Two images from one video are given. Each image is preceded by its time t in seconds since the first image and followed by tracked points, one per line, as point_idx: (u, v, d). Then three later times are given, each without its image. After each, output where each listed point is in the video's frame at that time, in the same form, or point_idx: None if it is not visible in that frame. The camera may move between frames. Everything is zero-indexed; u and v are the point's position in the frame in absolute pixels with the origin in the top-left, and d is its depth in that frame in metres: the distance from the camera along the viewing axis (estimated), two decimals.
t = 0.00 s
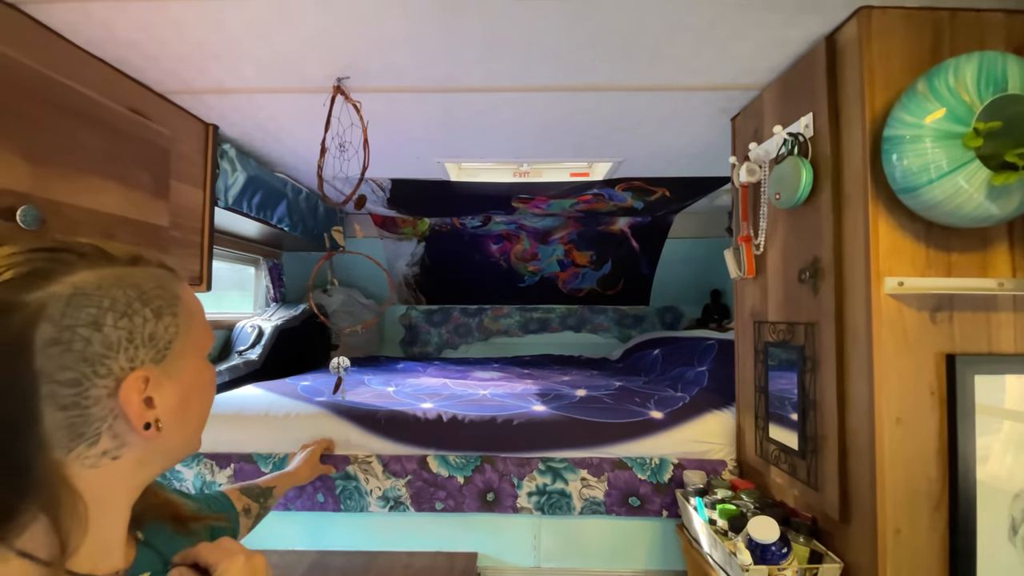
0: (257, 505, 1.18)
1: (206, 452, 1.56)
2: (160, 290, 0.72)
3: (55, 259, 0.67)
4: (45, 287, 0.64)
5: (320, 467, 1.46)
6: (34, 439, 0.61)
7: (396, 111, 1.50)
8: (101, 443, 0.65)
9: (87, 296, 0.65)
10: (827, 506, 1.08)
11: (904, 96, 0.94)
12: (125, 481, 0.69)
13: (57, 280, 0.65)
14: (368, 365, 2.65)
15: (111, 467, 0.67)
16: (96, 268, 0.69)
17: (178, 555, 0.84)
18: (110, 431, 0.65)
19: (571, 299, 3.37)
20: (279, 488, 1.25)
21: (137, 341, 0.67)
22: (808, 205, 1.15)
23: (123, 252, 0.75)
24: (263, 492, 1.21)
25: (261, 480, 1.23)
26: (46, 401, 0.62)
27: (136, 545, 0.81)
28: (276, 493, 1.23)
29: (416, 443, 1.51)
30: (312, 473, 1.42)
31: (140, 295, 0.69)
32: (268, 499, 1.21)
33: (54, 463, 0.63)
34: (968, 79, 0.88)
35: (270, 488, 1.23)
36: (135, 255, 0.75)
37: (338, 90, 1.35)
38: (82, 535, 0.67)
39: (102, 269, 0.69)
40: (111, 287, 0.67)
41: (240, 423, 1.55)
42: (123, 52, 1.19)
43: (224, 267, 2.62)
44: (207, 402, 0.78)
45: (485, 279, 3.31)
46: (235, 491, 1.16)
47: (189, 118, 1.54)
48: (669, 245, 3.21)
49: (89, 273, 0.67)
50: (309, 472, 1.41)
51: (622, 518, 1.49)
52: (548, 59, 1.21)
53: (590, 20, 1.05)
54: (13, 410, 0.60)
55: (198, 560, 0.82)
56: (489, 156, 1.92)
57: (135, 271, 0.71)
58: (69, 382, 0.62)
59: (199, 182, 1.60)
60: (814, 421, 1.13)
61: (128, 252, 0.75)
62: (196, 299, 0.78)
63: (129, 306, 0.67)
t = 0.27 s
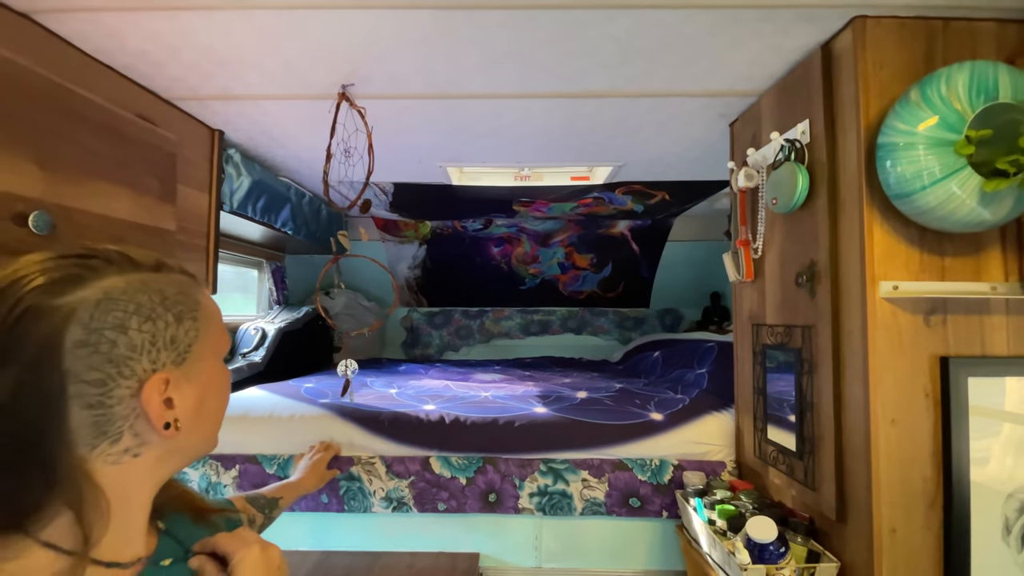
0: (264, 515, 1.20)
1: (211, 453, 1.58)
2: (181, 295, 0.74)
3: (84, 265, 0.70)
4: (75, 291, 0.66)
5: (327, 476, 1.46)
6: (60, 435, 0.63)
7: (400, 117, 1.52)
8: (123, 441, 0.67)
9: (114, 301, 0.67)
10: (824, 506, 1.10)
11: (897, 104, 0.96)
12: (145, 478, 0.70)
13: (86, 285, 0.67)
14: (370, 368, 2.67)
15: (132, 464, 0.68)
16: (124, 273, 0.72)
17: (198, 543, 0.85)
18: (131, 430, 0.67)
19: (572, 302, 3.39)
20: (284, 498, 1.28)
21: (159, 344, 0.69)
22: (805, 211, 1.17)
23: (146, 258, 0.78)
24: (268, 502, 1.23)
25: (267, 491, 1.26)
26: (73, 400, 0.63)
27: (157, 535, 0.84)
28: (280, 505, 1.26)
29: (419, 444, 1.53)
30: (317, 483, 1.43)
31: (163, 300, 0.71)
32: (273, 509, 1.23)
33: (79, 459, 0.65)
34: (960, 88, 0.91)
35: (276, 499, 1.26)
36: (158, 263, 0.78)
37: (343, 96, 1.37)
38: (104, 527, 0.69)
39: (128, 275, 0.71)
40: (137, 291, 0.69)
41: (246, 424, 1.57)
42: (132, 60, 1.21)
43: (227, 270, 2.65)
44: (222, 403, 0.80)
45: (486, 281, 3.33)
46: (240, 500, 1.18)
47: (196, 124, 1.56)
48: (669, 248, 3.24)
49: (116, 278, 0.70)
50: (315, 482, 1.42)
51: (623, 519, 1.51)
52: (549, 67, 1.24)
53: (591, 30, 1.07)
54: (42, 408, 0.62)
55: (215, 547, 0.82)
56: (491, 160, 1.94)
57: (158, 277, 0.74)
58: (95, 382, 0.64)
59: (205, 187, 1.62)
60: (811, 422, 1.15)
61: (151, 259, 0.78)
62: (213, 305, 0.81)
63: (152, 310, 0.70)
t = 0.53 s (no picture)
0: (279, 518, 1.23)
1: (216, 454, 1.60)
2: (199, 296, 0.76)
3: (107, 268, 0.72)
4: (100, 292, 0.68)
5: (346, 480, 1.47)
6: (86, 429, 0.65)
7: (403, 121, 1.54)
8: (145, 436, 0.68)
9: (136, 302, 0.69)
10: (822, 506, 1.11)
11: (892, 111, 0.98)
12: (164, 471, 0.72)
13: (111, 286, 0.69)
14: (373, 369, 2.69)
15: (153, 458, 0.70)
16: (146, 276, 0.74)
17: (216, 536, 0.87)
18: (153, 425, 0.69)
19: (573, 303, 3.41)
20: (302, 502, 1.30)
21: (178, 343, 0.71)
22: (803, 214, 1.19)
23: (167, 260, 0.80)
24: (285, 505, 1.26)
25: (285, 492, 1.29)
26: (98, 397, 0.65)
27: (178, 526, 0.87)
28: (297, 509, 1.28)
29: (422, 445, 1.55)
30: (337, 487, 1.43)
31: (182, 301, 0.73)
32: (289, 512, 1.26)
33: (103, 453, 0.67)
34: (953, 94, 0.92)
35: (293, 503, 1.28)
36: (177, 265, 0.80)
37: (348, 102, 1.39)
38: (127, 517, 0.71)
39: (149, 277, 0.73)
40: (157, 293, 0.71)
41: (251, 425, 1.59)
42: (141, 67, 1.24)
43: (231, 272, 2.67)
44: (240, 400, 0.81)
45: (488, 283, 3.35)
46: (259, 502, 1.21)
47: (202, 129, 1.59)
48: (669, 250, 3.26)
49: (138, 280, 0.72)
50: (334, 486, 1.42)
51: (624, 519, 1.52)
52: (551, 74, 1.26)
53: (591, 38, 1.09)
54: (70, 404, 0.65)
55: (233, 541, 0.84)
56: (493, 164, 1.96)
57: (177, 279, 0.76)
58: (118, 379, 0.66)
59: (211, 191, 1.64)
60: (809, 422, 1.17)
61: (171, 261, 0.80)
62: (230, 305, 0.82)
63: (172, 311, 0.72)
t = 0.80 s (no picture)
0: (298, 512, 1.27)
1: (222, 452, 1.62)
2: (219, 294, 0.78)
3: (133, 268, 0.73)
4: (126, 290, 0.70)
5: (363, 479, 1.52)
6: (114, 421, 0.68)
7: (406, 124, 1.56)
8: (169, 429, 0.71)
9: (160, 300, 0.71)
10: (821, 503, 1.13)
11: (888, 114, 1.00)
12: (187, 462, 0.75)
13: (136, 285, 0.71)
14: (375, 369, 2.71)
15: (177, 450, 0.73)
16: (169, 275, 0.76)
17: (235, 529, 0.89)
18: (176, 418, 0.71)
19: (574, 304, 3.43)
20: (321, 499, 1.34)
21: (200, 340, 0.73)
22: (801, 216, 1.21)
23: (187, 260, 0.82)
24: (306, 501, 1.30)
25: (307, 488, 1.33)
26: (126, 390, 0.68)
27: (198, 518, 0.89)
28: (316, 505, 1.32)
29: (426, 443, 1.56)
30: (354, 486, 1.48)
31: (203, 299, 0.75)
32: (308, 508, 1.30)
33: (130, 444, 0.69)
34: (948, 98, 0.94)
35: (313, 499, 1.32)
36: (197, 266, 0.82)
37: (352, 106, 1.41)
38: (150, 507, 0.73)
39: (172, 277, 0.75)
40: (180, 292, 0.73)
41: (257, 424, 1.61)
42: (150, 71, 1.26)
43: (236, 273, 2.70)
44: (259, 395, 0.83)
45: (489, 284, 3.37)
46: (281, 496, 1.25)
47: (209, 132, 1.61)
48: (670, 251, 3.27)
49: (162, 279, 0.74)
50: (352, 484, 1.47)
51: (625, 517, 1.54)
52: (553, 78, 1.28)
53: (592, 43, 1.11)
54: (99, 398, 0.67)
55: (250, 535, 0.86)
56: (495, 166, 1.98)
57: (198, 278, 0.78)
58: (145, 373, 0.68)
59: (217, 192, 1.66)
60: (808, 420, 1.18)
61: (192, 261, 0.82)
62: (248, 303, 0.84)
63: (194, 308, 0.74)
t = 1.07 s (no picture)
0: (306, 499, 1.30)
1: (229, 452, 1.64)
2: (237, 295, 0.80)
3: (155, 269, 0.75)
4: (149, 292, 0.72)
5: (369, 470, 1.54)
6: (139, 418, 0.70)
7: (411, 128, 1.58)
8: (191, 425, 0.73)
9: (182, 300, 0.73)
10: (822, 501, 1.14)
11: (888, 118, 1.01)
12: (207, 458, 0.77)
13: (159, 286, 0.73)
14: (379, 370, 2.73)
15: (199, 446, 0.75)
16: (189, 277, 0.77)
17: (250, 525, 0.90)
18: (198, 415, 0.73)
19: (576, 305, 3.44)
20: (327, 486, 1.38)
21: (220, 339, 0.74)
22: (802, 218, 1.22)
23: (206, 262, 0.84)
24: (313, 489, 1.33)
25: (314, 476, 1.36)
26: (150, 388, 0.69)
27: (216, 513, 0.90)
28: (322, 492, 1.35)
29: (430, 443, 1.58)
30: (360, 476, 1.51)
31: (222, 299, 0.77)
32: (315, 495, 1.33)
33: (154, 441, 0.71)
34: (946, 103, 0.96)
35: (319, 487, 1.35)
36: (216, 267, 0.84)
37: (359, 109, 1.43)
38: (172, 502, 0.75)
39: (192, 278, 0.77)
40: (200, 292, 0.75)
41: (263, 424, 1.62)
42: (160, 76, 1.28)
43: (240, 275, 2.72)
44: (275, 392, 0.84)
45: (492, 285, 3.39)
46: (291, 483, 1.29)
47: (217, 135, 1.63)
48: (672, 252, 3.29)
49: (182, 281, 0.76)
50: (357, 474, 1.50)
51: (628, 516, 1.55)
52: (556, 82, 1.30)
53: (595, 48, 1.13)
54: (124, 395, 0.69)
55: (265, 532, 0.87)
56: (498, 168, 2.00)
57: (217, 279, 0.80)
58: (168, 372, 0.70)
59: (224, 195, 1.68)
60: (809, 420, 1.20)
61: (210, 263, 0.84)
62: (264, 304, 0.86)
63: (214, 308, 0.75)
